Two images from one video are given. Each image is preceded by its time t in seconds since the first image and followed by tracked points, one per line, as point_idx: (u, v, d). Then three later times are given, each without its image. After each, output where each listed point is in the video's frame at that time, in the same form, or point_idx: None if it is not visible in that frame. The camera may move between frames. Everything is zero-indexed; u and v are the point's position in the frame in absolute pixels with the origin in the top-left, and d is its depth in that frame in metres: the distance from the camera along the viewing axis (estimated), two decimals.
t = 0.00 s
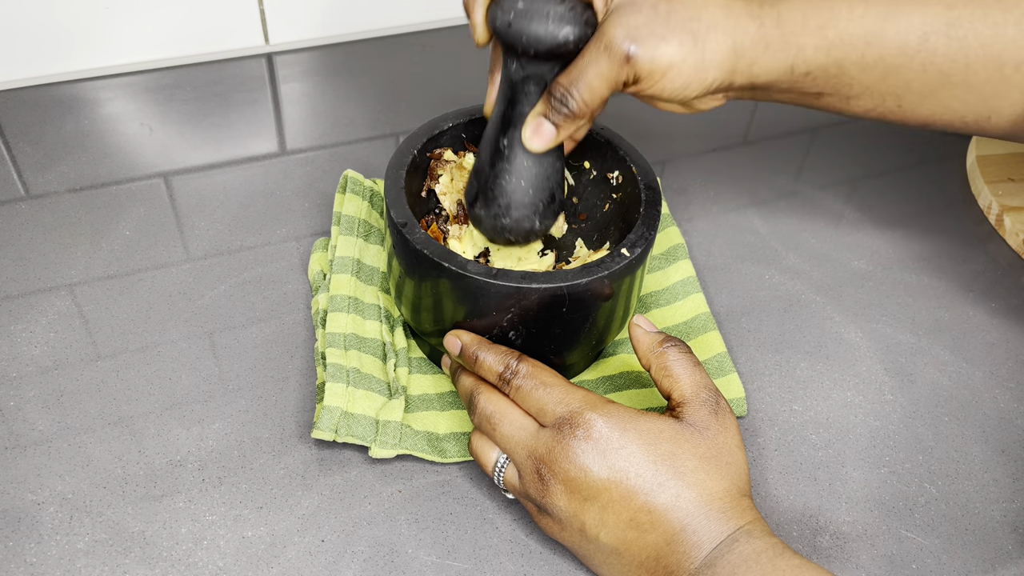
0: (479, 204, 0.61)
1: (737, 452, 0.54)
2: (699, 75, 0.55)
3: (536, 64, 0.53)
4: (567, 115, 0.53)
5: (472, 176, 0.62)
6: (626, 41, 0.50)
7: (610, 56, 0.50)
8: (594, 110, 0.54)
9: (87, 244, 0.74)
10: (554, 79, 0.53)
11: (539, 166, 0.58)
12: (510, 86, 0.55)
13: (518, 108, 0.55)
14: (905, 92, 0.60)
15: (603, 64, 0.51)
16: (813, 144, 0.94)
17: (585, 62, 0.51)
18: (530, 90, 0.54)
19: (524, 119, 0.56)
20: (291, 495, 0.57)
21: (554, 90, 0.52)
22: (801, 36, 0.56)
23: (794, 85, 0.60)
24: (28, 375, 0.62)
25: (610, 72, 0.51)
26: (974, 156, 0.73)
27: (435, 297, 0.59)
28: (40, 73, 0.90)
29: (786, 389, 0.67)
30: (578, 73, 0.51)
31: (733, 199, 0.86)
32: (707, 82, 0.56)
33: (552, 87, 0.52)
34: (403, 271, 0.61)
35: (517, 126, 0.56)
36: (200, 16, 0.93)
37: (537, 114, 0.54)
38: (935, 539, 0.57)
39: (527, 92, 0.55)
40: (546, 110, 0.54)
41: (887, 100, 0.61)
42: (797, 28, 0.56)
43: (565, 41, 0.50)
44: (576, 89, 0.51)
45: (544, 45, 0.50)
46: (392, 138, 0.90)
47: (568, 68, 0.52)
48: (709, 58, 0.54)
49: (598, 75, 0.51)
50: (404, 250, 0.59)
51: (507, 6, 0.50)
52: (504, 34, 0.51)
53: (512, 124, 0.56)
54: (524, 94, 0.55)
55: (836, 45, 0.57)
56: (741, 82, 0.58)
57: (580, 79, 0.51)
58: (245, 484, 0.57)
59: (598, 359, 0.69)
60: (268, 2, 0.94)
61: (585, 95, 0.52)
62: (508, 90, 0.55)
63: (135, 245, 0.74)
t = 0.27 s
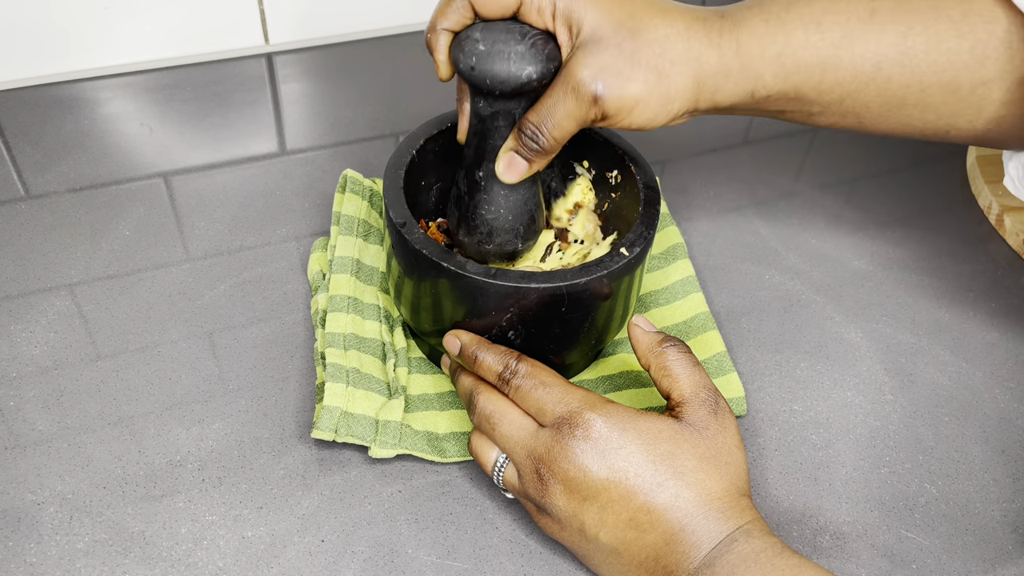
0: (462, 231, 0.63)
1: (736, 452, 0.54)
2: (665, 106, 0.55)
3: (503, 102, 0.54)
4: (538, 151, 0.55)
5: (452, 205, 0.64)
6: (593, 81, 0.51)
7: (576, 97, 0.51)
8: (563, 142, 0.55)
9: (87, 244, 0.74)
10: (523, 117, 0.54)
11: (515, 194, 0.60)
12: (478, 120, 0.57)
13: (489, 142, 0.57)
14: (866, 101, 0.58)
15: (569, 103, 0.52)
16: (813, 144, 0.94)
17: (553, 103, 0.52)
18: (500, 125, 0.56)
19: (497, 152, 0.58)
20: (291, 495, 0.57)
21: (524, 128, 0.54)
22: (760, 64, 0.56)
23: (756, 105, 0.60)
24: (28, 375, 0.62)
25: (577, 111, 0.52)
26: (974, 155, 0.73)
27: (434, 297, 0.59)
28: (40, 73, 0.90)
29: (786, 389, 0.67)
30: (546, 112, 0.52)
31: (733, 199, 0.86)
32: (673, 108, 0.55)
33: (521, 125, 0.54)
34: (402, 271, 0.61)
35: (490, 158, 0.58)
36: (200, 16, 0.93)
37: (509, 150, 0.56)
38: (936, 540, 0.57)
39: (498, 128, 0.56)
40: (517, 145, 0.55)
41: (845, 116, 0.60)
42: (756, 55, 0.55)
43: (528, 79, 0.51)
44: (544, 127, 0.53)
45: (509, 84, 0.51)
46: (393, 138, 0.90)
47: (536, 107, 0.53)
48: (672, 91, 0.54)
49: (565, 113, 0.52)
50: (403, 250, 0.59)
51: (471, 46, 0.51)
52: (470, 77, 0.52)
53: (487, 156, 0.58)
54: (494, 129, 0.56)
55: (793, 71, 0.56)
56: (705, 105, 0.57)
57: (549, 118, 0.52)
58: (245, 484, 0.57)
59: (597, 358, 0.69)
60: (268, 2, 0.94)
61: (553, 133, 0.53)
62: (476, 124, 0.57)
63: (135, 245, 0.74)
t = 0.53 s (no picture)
0: (476, 216, 0.57)
1: (737, 452, 0.54)
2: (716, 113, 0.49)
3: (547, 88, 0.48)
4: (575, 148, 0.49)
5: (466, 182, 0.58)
6: (650, 82, 0.45)
7: (629, 95, 0.46)
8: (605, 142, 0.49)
9: (87, 244, 0.74)
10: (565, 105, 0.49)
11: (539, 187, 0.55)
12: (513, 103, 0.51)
13: (522, 129, 0.51)
14: (926, 112, 0.50)
15: (620, 101, 0.46)
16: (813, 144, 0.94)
17: (602, 94, 0.46)
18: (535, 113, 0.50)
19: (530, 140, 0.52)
20: (291, 495, 0.57)
21: (564, 117, 0.48)
22: (823, 70, 0.48)
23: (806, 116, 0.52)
24: (28, 375, 0.62)
25: (627, 109, 0.46)
26: (974, 156, 0.73)
27: (434, 297, 0.59)
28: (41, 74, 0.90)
29: (786, 389, 0.67)
30: (593, 103, 0.46)
31: (733, 199, 0.86)
32: (723, 117, 0.49)
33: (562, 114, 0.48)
34: (402, 271, 0.61)
35: (518, 147, 0.52)
36: (200, 15, 0.93)
37: (544, 139, 0.50)
38: (935, 539, 0.57)
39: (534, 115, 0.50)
40: (553, 136, 0.50)
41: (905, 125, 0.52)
42: (819, 61, 0.48)
43: (585, 73, 0.46)
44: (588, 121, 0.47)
45: (563, 72, 0.46)
46: (393, 138, 0.90)
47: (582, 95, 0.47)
48: (725, 97, 0.48)
49: (614, 109, 0.46)
50: (403, 250, 0.59)
51: (530, 25, 0.46)
52: (522, 56, 0.47)
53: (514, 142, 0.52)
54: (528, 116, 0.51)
55: (857, 79, 0.49)
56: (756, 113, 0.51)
57: (595, 114, 0.47)
58: (245, 484, 0.57)
59: (597, 358, 0.69)
60: (268, 2, 0.94)
61: (597, 128, 0.47)
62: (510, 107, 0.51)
63: (135, 245, 0.74)
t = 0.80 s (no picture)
0: (466, 203, 0.58)
1: (736, 452, 0.54)
2: (695, 91, 0.49)
3: (527, 71, 0.49)
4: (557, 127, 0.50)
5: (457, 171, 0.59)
6: (622, 56, 0.46)
7: (602, 71, 0.46)
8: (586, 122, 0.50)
9: (87, 244, 0.74)
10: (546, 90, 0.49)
11: (528, 169, 0.55)
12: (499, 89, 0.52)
13: (507, 113, 0.52)
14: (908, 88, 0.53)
15: (595, 79, 0.46)
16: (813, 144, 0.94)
17: (578, 76, 0.47)
18: (519, 95, 0.51)
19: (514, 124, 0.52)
20: (291, 495, 0.57)
21: (545, 99, 0.49)
22: (801, 48, 0.49)
23: (791, 98, 0.53)
24: (28, 375, 0.62)
25: (602, 87, 0.47)
26: (974, 156, 0.73)
27: (434, 296, 0.59)
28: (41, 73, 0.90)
29: (786, 389, 0.67)
30: (568, 84, 0.47)
31: (733, 199, 0.86)
32: (699, 95, 0.49)
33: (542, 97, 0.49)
34: (402, 271, 0.61)
35: (505, 129, 0.53)
36: (200, 15, 0.93)
37: (527, 121, 0.51)
38: (935, 539, 0.57)
39: (517, 98, 0.51)
40: (535, 118, 0.50)
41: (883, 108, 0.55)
42: (795, 40, 0.49)
43: (559, 52, 0.47)
44: (566, 100, 0.48)
45: (538, 54, 0.47)
46: (393, 138, 0.90)
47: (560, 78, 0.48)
48: (703, 74, 0.48)
49: (589, 88, 0.47)
50: (402, 250, 0.59)
51: (502, 13, 0.47)
52: (498, 41, 0.48)
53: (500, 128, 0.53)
54: (512, 99, 0.51)
55: (837, 56, 0.50)
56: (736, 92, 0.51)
57: (572, 91, 0.47)
58: (245, 484, 0.57)
59: (596, 357, 0.69)
60: (268, 2, 0.94)
61: (575, 107, 0.48)
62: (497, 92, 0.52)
63: (135, 245, 0.74)
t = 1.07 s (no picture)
0: (482, 233, 0.59)
1: (736, 453, 0.54)
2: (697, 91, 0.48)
3: (537, 86, 0.52)
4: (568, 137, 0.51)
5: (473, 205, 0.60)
6: (625, 54, 0.47)
7: (608, 70, 0.47)
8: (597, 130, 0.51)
9: (87, 244, 0.74)
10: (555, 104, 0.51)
11: (543, 190, 0.57)
12: (511, 109, 0.54)
13: (519, 134, 0.54)
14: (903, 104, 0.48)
15: (601, 81, 0.48)
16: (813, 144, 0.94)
17: (585, 82, 0.48)
18: (530, 113, 0.53)
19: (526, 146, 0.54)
20: (291, 495, 0.57)
21: (554, 110, 0.50)
22: (800, 51, 0.47)
23: (792, 109, 0.51)
24: (28, 375, 0.62)
25: (610, 88, 0.48)
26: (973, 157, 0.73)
27: (433, 297, 0.59)
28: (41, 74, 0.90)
29: (786, 390, 0.67)
30: (578, 89, 0.48)
31: (733, 199, 0.86)
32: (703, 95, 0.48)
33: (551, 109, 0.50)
34: (401, 271, 0.61)
35: (518, 150, 0.55)
36: (199, 15, 0.93)
37: (540, 136, 0.52)
38: (936, 540, 0.57)
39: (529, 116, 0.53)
40: (547, 131, 0.52)
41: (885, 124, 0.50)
42: (796, 41, 0.47)
43: (565, 59, 0.50)
44: (576, 108, 0.49)
45: (546, 65, 0.50)
46: (393, 138, 0.90)
47: (569, 88, 0.49)
48: (706, 74, 0.48)
49: (598, 89, 0.48)
50: (402, 250, 0.59)
51: (508, 31, 0.50)
52: (505, 56, 0.51)
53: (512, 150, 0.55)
54: (524, 117, 0.54)
55: (835, 65, 0.47)
56: (741, 101, 0.50)
57: (582, 97, 0.48)
58: (245, 484, 0.57)
59: (596, 358, 0.69)
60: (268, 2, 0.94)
61: (585, 113, 0.49)
62: (509, 114, 0.54)
63: (135, 245, 0.74)
